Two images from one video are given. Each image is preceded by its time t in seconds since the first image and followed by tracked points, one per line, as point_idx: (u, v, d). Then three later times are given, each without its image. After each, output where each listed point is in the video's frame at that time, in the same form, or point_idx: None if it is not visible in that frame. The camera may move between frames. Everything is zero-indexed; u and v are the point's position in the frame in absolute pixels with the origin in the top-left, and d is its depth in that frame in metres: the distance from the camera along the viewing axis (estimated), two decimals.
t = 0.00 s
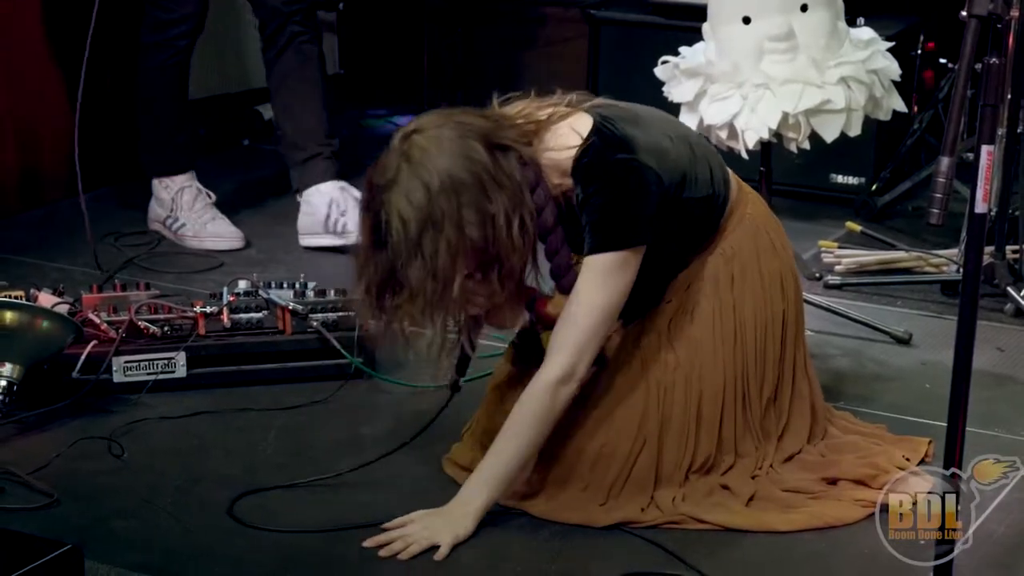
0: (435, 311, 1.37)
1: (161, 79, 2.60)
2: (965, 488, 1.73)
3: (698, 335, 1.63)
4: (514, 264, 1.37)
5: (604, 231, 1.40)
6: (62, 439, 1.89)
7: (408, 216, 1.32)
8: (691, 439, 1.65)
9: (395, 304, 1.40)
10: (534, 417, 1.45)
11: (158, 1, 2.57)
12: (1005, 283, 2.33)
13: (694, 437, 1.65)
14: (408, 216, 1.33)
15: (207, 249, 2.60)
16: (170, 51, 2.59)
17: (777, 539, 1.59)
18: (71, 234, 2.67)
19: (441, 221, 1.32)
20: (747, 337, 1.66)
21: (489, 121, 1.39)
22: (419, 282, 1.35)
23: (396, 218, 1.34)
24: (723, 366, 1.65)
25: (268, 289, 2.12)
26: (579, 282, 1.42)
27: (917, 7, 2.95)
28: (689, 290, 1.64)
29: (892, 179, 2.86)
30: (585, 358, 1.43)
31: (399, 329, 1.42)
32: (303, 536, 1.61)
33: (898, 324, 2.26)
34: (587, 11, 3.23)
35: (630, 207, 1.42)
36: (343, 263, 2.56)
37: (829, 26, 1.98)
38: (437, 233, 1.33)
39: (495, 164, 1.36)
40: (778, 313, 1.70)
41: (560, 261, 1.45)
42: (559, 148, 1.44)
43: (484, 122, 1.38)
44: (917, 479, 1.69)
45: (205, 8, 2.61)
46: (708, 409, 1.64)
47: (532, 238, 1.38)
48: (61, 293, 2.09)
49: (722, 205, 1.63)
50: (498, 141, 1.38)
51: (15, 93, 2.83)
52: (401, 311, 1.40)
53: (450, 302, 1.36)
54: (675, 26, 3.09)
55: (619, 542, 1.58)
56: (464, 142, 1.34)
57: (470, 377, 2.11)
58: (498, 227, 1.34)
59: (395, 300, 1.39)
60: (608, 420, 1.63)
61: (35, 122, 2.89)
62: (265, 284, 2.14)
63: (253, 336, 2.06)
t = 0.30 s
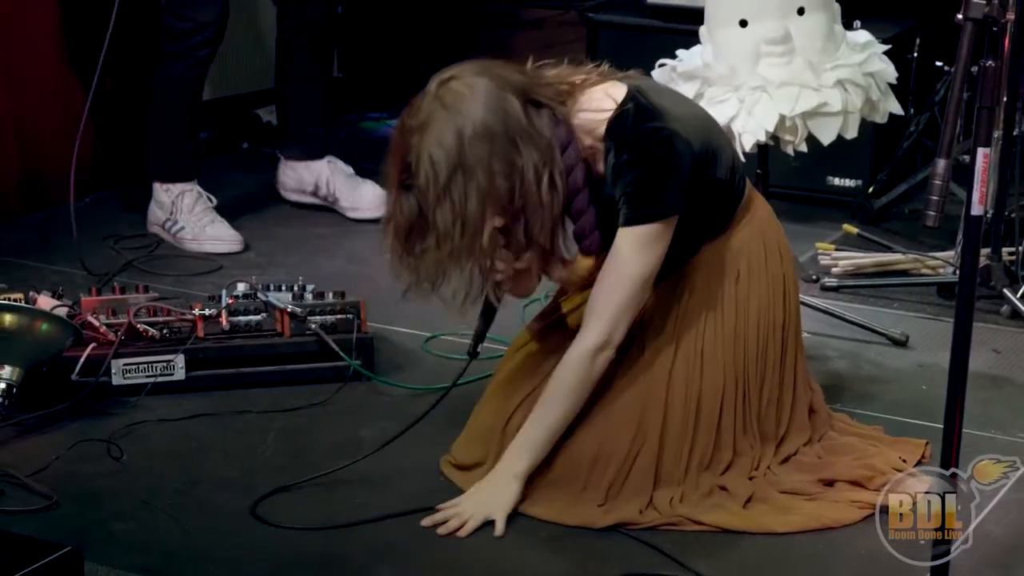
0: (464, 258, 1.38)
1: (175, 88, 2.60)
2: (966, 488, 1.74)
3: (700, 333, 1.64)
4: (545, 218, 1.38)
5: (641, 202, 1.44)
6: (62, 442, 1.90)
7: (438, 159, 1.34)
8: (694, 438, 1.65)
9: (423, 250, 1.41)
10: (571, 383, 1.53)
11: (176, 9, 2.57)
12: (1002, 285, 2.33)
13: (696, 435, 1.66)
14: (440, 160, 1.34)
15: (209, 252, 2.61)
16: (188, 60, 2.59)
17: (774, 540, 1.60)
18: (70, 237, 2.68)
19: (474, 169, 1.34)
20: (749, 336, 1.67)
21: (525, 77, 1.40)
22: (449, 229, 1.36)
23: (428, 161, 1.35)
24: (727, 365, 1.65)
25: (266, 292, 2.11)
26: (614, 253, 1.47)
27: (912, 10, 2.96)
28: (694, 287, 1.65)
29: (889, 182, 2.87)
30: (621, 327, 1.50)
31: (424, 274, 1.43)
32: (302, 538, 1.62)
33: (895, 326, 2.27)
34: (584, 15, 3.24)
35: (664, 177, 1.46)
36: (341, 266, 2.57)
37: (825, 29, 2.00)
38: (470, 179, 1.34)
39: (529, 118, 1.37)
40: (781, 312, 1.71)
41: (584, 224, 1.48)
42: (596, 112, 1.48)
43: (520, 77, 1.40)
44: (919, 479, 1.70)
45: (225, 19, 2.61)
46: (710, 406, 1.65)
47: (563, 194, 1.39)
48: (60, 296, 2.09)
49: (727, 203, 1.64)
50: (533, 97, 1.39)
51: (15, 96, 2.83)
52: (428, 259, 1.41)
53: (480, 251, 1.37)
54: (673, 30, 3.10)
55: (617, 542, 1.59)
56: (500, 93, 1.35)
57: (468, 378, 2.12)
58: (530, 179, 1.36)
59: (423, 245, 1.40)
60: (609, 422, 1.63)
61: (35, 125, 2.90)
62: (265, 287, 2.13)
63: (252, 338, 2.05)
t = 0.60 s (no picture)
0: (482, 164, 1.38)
1: (200, 89, 2.61)
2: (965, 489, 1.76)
3: (702, 332, 1.67)
4: (569, 146, 1.38)
5: (673, 161, 1.47)
6: (63, 445, 1.92)
7: (474, 61, 1.36)
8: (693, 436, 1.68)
9: (441, 154, 1.41)
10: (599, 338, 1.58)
11: (211, 12, 2.59)
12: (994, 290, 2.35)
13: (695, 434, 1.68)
14: (475, 60, 1.36)
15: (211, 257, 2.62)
16: (215, 61, 2.60)
17: (769, 542, 1.62)
18: (71, 242, 2.70)
19: (506, 74, 1.35)
20: (748, 338, 1.70)
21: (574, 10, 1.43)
22: (473, 130, 1.37)
23: (461, 58, 1.37)
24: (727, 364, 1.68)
25: (266, 296, 2.13)
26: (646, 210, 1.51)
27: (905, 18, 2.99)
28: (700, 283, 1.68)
29: (882, 187, 2.90)
30: (648, 284, 1.54)
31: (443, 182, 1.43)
32: (300, 540, 1.64)
33: (887, 330, 2.29)
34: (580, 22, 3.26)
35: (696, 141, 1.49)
36: (339, 270, 2.59)
37: (818, 36, 2.02)
38: (501, 83, 1.35)
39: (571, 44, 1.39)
40: (780, 309, 1.73)
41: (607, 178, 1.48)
42: (639, 65, 1.53)
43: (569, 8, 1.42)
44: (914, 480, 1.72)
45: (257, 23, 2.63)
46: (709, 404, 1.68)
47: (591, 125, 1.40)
48: (62, 301, 2.11)
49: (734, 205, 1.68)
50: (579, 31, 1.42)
51: (16, 102, 2.86)
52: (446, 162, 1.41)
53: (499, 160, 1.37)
54: (668, 37, 3.12)
55: (614, 543, 1.61)
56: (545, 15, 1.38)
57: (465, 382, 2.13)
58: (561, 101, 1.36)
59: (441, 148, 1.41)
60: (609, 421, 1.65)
61: (35, 131, 2.92)
62: (264, 292, 2.15)
63: (251, 342, 2.07)
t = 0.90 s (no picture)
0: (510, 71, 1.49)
1: (248, 79, 2.75)
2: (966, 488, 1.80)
3: (699, 334, 1.70)
4: (597, 79, 1.49)
5: (696, 131, 1.52)
6: (61, 449, 1.94)
7: None
8: (689, 435, 1.70)
9: (473, 58, 1.52)
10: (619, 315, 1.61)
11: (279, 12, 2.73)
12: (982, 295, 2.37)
13: (690, 432, 1.70)
14: None
15: (208, 255, 2.67)
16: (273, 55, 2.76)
17: (760, 544, 1.64)
18: (68, 247, 2.71)
19: None
20: (743, 344, 1.73)
21: None
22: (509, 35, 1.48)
23: None
24: (718, 367, 1.71)
25: (262, 302, 2.14)
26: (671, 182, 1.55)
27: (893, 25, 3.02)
28: (698, 286, 1.71)
29: (872, 193, 2.92)
30: (674, 256, 1.58)
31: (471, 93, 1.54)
32: (297, 543, 1.66)
33: (877, 334, 2.32)
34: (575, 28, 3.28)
35: (715, 115, 1.54)
36: (335, 275, 2.61)
37: (807, 45, 2.14)
38: None
39: None
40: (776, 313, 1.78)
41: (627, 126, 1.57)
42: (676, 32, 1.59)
43: None
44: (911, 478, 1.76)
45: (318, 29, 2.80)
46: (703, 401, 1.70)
47: (622, 65, 1.51)
48: (60, 305, 2.13)
49: (731, 211, 1.71)
50: None
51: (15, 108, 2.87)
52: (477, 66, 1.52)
53: (528, 71, 1.48)
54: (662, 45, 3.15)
55: (609, 543, 1.63)
56: None
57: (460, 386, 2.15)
58: (595, 32, 1.48)
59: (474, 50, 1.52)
60: (603, 422, 1.68)
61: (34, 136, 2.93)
62: (260, 297, 2.17)
63: (247, 347, 2.09)
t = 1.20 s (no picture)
0: (555, 18, 1.61)
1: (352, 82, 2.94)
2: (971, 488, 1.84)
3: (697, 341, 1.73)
4: (631, 50, 1.58)
5: (720, 117, 1.58)
6: (55, 459, 1.96)
7: None
8: (683, 440, 1.73)
9: None
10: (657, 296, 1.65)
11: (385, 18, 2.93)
12: (966, 304, 2.41)
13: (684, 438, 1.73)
14: None
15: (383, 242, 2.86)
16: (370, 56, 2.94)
17: (748, 551, 1.67)
18: (63, 258, 2.73)
19: None
20: (734, 353, 1.76)
21: None
22: None
23: None
24: (709, 376, 1.74)
25: (255, 312, 2.16)
26: (698, 168, 1.60)
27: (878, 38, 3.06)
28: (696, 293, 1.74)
29: (857, 204, 2.96)
30: (708, 247, 1.63)
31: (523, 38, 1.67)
32: (290, 550, 1.68)
33: (862, 342, 2.35)
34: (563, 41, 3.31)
35: (739, 102, 1.59)
36: (327, 285, 2.64)
37: (794, 57, 2.21)
38: None
39: None
40: (765, 325, 1.82)
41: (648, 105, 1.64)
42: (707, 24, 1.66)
43: None
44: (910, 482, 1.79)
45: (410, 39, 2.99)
46: (694, 405, 1.73)
47: (655, 43, 1.59)
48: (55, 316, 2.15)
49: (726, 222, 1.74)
50: None
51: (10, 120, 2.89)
52: (525, 8, 1.65)
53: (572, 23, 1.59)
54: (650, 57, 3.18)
55: (599, 550, 1.66)
56: None
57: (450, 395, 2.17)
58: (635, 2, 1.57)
59: None
60: (597, 427, 1.70)
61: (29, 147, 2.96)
62: (252, 307, 2.19)
63: (241, 357, 2.11)
